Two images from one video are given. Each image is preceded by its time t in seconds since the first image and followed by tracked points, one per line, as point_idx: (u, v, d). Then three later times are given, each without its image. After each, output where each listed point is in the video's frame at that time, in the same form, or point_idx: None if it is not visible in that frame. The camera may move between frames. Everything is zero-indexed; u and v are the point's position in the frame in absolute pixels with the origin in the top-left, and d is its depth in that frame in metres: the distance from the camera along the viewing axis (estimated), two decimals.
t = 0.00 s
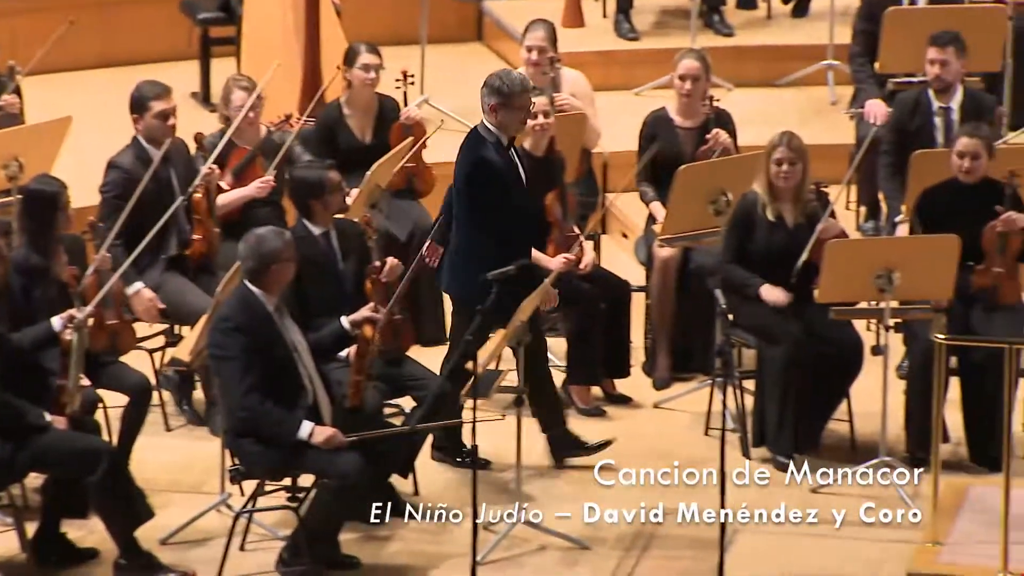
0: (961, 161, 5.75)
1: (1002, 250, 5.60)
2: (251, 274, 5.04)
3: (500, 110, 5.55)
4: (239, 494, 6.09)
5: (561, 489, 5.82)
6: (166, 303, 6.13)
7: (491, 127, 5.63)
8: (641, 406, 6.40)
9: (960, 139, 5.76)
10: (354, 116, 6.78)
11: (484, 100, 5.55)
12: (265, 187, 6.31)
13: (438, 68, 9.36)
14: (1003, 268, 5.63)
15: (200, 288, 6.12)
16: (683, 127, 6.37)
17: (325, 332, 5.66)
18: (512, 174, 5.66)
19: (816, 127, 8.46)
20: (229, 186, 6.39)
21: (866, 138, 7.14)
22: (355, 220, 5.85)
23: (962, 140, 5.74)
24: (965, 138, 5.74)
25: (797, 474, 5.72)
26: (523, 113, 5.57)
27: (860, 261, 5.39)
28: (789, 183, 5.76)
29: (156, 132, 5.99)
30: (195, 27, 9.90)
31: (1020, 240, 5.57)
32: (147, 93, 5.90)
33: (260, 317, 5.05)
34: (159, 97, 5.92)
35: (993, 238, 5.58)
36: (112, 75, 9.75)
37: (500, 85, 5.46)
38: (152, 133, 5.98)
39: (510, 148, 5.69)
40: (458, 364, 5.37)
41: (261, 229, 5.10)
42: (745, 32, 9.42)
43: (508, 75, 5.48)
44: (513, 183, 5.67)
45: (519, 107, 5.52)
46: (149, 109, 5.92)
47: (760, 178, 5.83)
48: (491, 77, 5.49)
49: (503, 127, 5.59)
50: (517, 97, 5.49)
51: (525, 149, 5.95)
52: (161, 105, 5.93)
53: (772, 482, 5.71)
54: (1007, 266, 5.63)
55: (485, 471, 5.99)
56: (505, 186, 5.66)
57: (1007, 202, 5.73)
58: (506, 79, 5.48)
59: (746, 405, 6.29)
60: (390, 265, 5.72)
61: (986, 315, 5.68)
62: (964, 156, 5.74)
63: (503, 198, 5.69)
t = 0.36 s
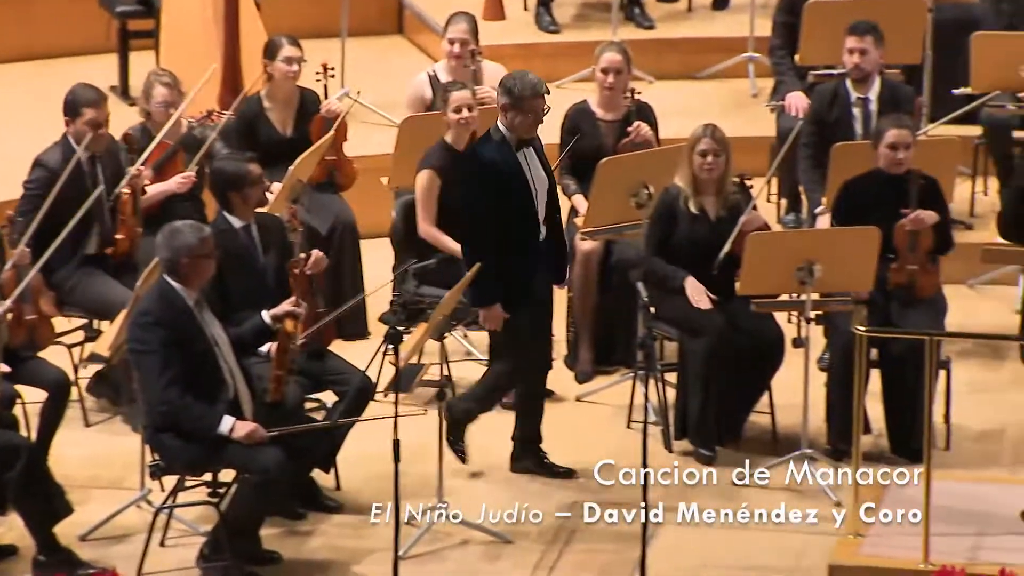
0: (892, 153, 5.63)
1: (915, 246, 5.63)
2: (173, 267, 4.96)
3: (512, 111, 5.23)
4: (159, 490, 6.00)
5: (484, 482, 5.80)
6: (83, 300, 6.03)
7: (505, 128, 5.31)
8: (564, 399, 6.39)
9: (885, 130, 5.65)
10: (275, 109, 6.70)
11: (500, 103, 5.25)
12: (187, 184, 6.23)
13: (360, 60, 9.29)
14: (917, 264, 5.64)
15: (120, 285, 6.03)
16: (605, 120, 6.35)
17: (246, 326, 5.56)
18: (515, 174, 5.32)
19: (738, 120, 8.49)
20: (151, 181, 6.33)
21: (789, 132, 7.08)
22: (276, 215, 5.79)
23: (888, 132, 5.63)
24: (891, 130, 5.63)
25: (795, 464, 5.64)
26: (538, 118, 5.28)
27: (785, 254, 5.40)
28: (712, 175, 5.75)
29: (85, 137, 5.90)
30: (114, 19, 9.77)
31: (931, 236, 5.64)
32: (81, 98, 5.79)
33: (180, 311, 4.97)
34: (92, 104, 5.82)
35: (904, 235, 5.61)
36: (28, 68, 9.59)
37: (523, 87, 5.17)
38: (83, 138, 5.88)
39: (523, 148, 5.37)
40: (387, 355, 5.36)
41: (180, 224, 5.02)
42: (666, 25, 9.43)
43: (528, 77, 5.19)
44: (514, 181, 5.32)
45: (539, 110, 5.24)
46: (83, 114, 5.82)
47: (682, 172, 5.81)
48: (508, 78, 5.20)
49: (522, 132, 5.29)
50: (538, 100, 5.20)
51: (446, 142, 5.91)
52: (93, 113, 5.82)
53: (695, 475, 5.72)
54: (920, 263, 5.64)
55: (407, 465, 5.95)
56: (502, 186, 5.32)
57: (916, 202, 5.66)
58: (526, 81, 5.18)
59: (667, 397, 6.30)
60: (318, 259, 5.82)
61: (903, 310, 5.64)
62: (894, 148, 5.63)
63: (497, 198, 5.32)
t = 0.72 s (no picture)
0: (813, 144, 5.55)
1: (834, 237, 5.55)
2: (88, 259, 4.80)
3: (482, 119, 5.04)
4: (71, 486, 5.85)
5: (402, 476, 5.71)
6: None
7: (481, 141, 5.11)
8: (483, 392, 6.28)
9: (806, 119, 5.56)
10: (189, 99, 6.55)
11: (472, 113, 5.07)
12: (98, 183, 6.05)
13: (275, 49, 9.16)
14: (836, 256, 5.56)
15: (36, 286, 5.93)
16: (523, 109, 6.28)
17: (160, 319, 5.42)
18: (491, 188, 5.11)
19: (657, 109, 8.44)
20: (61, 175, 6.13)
21: (709, 121, 7.03)
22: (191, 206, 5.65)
23: (808, 122, 5.54)
24: (812, 118, 5.53)
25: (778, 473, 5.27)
26: (513, 125, 5.06)
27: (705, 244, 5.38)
28: (634, 163, 5.66)
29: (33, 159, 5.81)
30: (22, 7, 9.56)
31: (849, 227, 5.55)
32: (34, 121, 5.72)
33: (92, 304, 4.84)
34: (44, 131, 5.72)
35: (822, 228, 5.52)
36: None
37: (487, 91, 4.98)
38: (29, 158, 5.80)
39: (500, 160, 5.15)
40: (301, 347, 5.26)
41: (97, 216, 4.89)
42: (585, 13, 9.37)
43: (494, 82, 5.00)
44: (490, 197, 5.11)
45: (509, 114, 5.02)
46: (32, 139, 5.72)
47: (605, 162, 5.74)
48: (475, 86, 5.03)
49: (498, 140, 5.07)
50: (505, 103, 4.98)
51: (363, 133, 5.80)
52: (44, 140, 5.73)
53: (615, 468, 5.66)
54: (839, 254, 5.56)
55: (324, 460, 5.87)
56: (481, 205, 5.12)
57: (833, 194, 5.57)
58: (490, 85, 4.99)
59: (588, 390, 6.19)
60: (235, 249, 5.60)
61: (823, 300, 5.62)
62: (815, 138, 5.55)
63: (478, 217, 5.13)
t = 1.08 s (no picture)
0: (748, 136, 5.49)
1: (767, 230, 5.51)
2: (6, 252, 4.71)
3: (452, 117, 4.89)
4: None
5: (331, 472, 5.57)
6: None
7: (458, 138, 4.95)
8: (412, 387, 6.11)
9: (741, 111, 5.50)
10: (111, 90, 6.39)
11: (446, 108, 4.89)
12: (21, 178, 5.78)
13: (201, 38, 9.00)
14: (769, 248, 5.53)
15: None
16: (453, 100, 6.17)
17: (85, 313, 5.26)
18: (465, 188, 4.95)
19: (588, 100, 8.38)
20: None
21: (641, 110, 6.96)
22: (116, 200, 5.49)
23: (743, 114, 5.47)
24: (748, 111, 5.47)
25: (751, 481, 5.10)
26: (484, 123, 4.88)
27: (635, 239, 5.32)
28: (565, 155, 5.52)
29: None
30: None
31: (783, 219, 5.52)
32: None
33: (12, 298, 4.69)
34: None
35: (755, 219, 5.49)
36: None
37: (456, 91, 4.79)
38: None
39: (478, 160, 4.99)
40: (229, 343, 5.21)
41: (19, 209, 4.77)
42: (515, 2, 9.29)
43: (468, 80, 4.81)
44: (465, 197, 4.94)
45: (481, 115, 4.84)
46: None
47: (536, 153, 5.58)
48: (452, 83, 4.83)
49: (470, 139, 4.91)
50: (472, 104, 4.80)
51: (290, 124, 5.68)
52: None
53: (548, 462, 5.58)
54: (772, 247, 5.53)
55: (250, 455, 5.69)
56: (461, 204, 4.94)
57: (767, 186, 5.53)
58: (462, 83, 4.80)
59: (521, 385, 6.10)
60: (162, 241, 5.55)
61: (756, 292, 5.58)
62: (750, 131, 5.49)
63: (457, 216, 4.95)
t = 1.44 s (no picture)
0: (721, 131, 5.38)
1: (741, 225, 5.40)
2: None
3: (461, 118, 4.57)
4: None
5: (296, 471, 5.44)
6: None
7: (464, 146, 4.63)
8: (378, 385, 5.98)
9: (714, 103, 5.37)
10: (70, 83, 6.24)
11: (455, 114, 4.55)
12: None
13: (163, 29, 8.87)
14: (742, 244, 5.42)
15: None
16: (420, 92, 6.05)
17: (43, 311, 5.12)
18: (459, 194, 4.64)
19: (557, 92, 8.27)
20: None
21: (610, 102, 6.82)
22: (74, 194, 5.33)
23: (716, 108, 5.33)
24: (720, 104, 5.34)
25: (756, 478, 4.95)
26: (480, 139, 4.52)
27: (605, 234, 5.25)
28: (531, 148, 5.44)
29: None
30: None
31: (758, 214, 5.40)
32: None
33: None
34: None
35: (729, 215, 5.38)
36: None
37: (458, 100, 4.46)
38: None
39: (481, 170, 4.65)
40: (191, 342, 5.09)
41: None
42: None
43: (476, 92, 4.44)
44: (456, 205, 4.64)
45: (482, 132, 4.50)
46: None
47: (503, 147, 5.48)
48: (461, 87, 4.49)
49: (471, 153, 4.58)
50: (471, 121, 4.46)
51: (252, 117, 5.55)
52: None
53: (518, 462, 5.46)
54: (746, 242, 5.43)
55: (213, 454, 5.55)
56: (447, 207, 4.65)
57: (741, 180, 5.43)
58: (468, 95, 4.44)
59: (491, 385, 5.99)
60: (121, 238, 5.30)
61: (729, 289, 5.50)
62: (722, 124, 5.37)
63: (442, 220, 4.66)
